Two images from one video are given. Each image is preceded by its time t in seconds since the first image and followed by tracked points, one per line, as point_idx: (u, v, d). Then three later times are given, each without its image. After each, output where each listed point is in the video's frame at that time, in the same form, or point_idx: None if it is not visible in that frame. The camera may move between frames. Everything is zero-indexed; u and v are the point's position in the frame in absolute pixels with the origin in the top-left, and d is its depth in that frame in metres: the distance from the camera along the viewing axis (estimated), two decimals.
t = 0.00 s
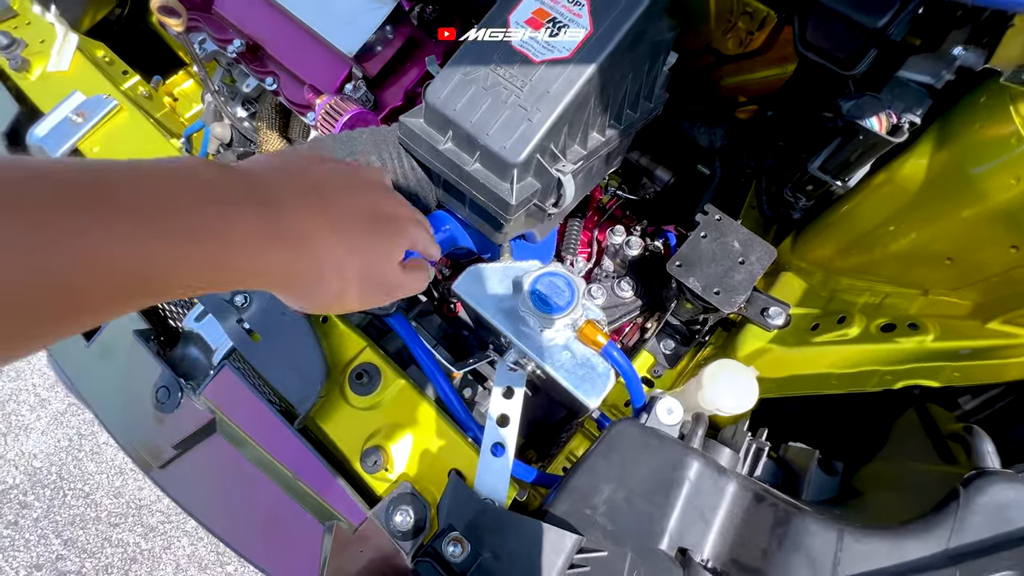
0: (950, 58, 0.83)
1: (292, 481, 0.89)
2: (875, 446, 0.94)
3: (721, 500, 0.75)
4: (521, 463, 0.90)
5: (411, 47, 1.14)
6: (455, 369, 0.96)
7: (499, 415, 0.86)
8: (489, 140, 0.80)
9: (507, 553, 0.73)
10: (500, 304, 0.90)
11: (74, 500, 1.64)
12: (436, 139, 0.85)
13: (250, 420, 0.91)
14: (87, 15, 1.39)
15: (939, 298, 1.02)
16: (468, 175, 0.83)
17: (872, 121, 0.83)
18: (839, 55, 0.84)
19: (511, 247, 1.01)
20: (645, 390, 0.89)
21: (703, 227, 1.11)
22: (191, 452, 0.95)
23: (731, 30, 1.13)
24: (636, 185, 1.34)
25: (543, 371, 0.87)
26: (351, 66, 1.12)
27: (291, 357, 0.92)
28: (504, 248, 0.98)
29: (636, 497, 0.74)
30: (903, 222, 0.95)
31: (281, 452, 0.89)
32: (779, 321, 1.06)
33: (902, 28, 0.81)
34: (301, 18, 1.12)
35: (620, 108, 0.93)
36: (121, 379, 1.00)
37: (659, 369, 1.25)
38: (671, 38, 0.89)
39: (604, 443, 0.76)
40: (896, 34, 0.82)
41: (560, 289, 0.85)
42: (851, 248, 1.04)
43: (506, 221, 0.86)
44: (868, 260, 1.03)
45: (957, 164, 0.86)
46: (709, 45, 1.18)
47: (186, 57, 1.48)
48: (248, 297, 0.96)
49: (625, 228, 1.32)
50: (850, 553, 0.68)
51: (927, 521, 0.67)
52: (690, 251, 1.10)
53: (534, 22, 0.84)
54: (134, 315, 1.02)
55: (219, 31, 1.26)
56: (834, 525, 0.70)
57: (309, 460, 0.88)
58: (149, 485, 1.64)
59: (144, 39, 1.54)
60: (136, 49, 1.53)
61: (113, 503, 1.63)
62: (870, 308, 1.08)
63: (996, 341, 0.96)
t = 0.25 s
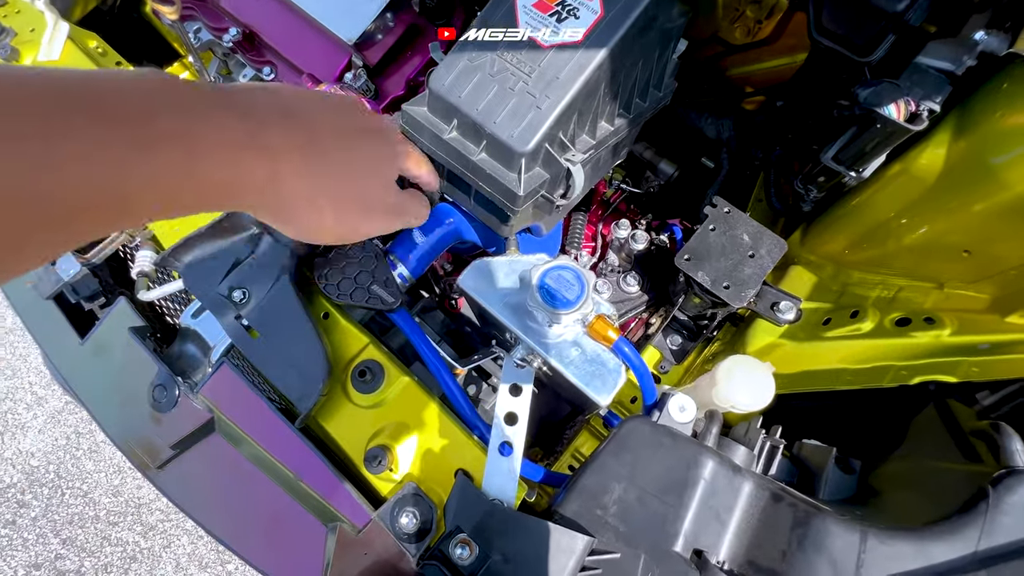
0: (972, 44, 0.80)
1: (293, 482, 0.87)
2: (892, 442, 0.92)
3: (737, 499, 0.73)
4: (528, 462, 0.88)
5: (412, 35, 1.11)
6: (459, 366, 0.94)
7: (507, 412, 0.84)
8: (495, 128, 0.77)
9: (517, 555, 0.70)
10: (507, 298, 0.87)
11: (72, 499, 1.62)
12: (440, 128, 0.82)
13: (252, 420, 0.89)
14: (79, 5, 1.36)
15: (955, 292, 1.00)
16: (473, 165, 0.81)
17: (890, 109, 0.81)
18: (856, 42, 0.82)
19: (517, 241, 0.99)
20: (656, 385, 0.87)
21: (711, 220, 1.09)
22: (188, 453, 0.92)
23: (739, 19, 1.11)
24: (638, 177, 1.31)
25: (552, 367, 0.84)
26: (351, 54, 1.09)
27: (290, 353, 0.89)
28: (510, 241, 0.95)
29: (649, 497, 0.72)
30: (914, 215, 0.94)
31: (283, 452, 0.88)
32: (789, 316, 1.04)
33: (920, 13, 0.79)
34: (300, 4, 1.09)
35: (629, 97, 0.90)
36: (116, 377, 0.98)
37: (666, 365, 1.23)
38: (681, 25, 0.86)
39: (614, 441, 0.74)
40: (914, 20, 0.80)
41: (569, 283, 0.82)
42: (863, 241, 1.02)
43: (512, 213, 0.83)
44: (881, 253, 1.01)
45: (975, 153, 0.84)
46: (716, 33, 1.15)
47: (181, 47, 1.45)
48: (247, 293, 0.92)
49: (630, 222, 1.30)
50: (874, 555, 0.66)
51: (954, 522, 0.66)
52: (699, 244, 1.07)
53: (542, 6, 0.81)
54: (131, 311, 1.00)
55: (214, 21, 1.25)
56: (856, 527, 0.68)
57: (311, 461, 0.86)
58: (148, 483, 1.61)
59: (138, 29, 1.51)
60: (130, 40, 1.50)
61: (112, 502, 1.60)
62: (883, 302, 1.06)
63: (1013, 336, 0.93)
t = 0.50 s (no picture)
0: (977, 37, 0.78)
1: (296, 481, 0.86)
2: (895, 438, 0.92)
3: (742, 496, 0.72)
4: (531, 460, 0.87)
5: (412, 30, 1.10)
6: (462, 363, 0.93)
7: (511, 410, 0.83)
8: (498, 123, 0.76)
9: (522, 554, 0.70)
10: (510, 296, 0.87)
11: (71, 499, 1.61)
12: (443, 123, 0.81)
13: (253, 419, 0.89)
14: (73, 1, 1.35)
15: (958, 287, 1.00)
16: (476, 161, 0.80)
17: (894, 103, 0.81)
18: (858, 35, 0.82)
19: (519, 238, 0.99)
20: (660, 382, 0.86)
21: (713, 216, 1.08)
22: (189, 454, 0.91)
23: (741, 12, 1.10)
24: (638, 173, 1.31)
25: (556, 365, 0.84)
26: (350, 50, 1.08)
27: (292, 351, 0.89)
28: (512, 237, 0.95)
29: (654, 495, 0.71)
30: (917, 211, 0.93)
31: (286, 452, 0.87)
32: (792, 312, 1.04)
33: (925, 7, 0.79)
34: None
35: (632, 92, 0.90)
36: (115, 376, 0.97)
37: (668, 362, 1.22)
38: (684, 20, 0.85)
39: (618, 439, 0.74)
40: (919, 13, 0.80)
41: (573, 280, 0.82)
42: (865, 236, 1.01)
43: (515, 210, 0.83)
44: (883, 249, 1.01)
45: (979, 148, 0.84)
46: (717, 27, 1.15)
47: (176, 44, 1.44)
48: (247, 291, 0.92)
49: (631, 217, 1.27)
50: (881, 552, 0.66)
51: (962, 519, 0.66)
52: (701, 240, 1.07)
53: None
54: (129, 310, 0.99)
55: (212, 16, 1.22)
56: (862, 523, 0.68)
57: (315, 460, 0.86)
58: (148, 483, 1.60)
59: (133, 25, 1.49)
60: (125, 37, 1.48)
61: (112, 501, 1.60)
62: (885, 297, 1.06)
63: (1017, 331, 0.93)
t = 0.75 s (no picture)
0: (982, 32, 0.79)
1: (300, 479, 0.86)
2: (899, 434, 0.93)
3: (748, 493, 0.72)
4: (536, 457, 0.87)
5: (414, 26, 1.10)
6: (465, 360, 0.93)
7: (515, 408, 0.83)
8: (503, 120, 0.76)
9: (528, 552, 0.70)
10: (514, 293, 0.87)
11: (72, 498, 1.61)
12: (446, 120, 0.81)
13: (257, 417, 0.88)
14: None
15: (961, 283, 1.00)
16: (480, 158, 0.80)
17: (899, 98, 0.80)
18: (864, 31, 0.83)
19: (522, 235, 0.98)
20: (665, 379, 0.86)
21: (716, 212, 1.08)
22: (193, 452, 0.91)
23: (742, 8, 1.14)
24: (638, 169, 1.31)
25: (561, 362, 0.84)
26: (351, 46, 1.08)
27: (295, 349, 0.89)
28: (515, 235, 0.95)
29: (660, 492, 0.71)
30: (920, 207, 0.93)
31: (290, 450, 0.87)
32: (794, 308, 1.04)
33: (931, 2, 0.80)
34: None
35: (635, 88, 0.89)
36: (117, 375, 0.97)
37: (670, 359, 1.23)
38: (689, 15, 0.85)
39: (624, 436, 0.73)
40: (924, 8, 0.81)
41: (577, 277, 0.82)
42: (868, 233, 1.01)
43: (519, 207, 0.82)
44: (885, 245, 1.01)
45: (984, 143, 0.84)
46: (719, 23, 1.18)
47: (175, 40, 1.43)
48: (251, 289, 0.91)
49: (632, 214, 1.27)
50: (888, 547, 0.66)
51: (968, 514, 0.66)
52: (704, 237, 1.07)
53: None
54: (131, 308, 0.99)
55: (210, 13, 1.22)
56: (869, 519, 0.68)
57: (319, 457, 0.86)
58: (149, 482, 1.60)
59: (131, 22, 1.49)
60: (124, 34, 1.48)
61: (113, 500, 1.59)
62: (888, 293, 1.05)
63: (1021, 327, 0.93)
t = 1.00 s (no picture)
0: (985, 29, 0.79)
1: (304, 477, 0.86)
2: (902, 431, 0.93)
3: (753, 489, 0.73)
4: (541, 455, 0.87)
5: (415, 23, 1.10)
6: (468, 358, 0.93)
7: (520, 406, 0.83)
8: (506, 117, 0.76)
9: (533, 549, 0.70)
10: (517, 291, 0.87)
11: (71, 497, 1.60)
12: (449, 117, 0.81)
13: (259, 415, 0.88)
14: None
15: (964, 280, 1.00)
16: (483, 155, 0.80)
17: (902, 95, 0.81)
18: (868, 28, 0.83)
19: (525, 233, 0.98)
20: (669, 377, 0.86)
21: (718, 210, 1.08)
22: (196, 451, 0.91)
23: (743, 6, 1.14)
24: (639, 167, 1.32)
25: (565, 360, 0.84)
26: (353, 43, 1.08)
27: (298, 347, 0.88)
28: (518, 232, 0.95)
29: (665, 489, 0.71)
30: (921, 204, 0.93)
31: (293, 448, 0.86)
32: (797, 306, 1.04)
33: None
34: None
35: (638, 85, 0.89)
36: (119, 373, 0.96)
37: (671, 356, 1.22)
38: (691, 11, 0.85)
39: (628, 433, 0.74)
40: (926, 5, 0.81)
41: (580, 274, 0.82)
42: (870, 230, 1.01)
43: (523, 204, 0.82)
44: (887, 243, 1.01)
45: (986, 140, 0.84)
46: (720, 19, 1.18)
47: (173, 38, 1.43)
48: (253, 288, 0.91)
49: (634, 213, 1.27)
50: (894, 543, 0.67)
51: (974, 510, 0.67)
52: (707, 234, 1.07)
53: None
54: (132, 307, 0.98)
55: (210, 10, 1.22)
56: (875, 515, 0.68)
57: (321, 456, 0.85)
58: (149, 481, 1.60)
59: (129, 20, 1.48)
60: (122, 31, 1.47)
61: (112, 499, 1.59)
62: (890, 291, 1.06)
63: None
